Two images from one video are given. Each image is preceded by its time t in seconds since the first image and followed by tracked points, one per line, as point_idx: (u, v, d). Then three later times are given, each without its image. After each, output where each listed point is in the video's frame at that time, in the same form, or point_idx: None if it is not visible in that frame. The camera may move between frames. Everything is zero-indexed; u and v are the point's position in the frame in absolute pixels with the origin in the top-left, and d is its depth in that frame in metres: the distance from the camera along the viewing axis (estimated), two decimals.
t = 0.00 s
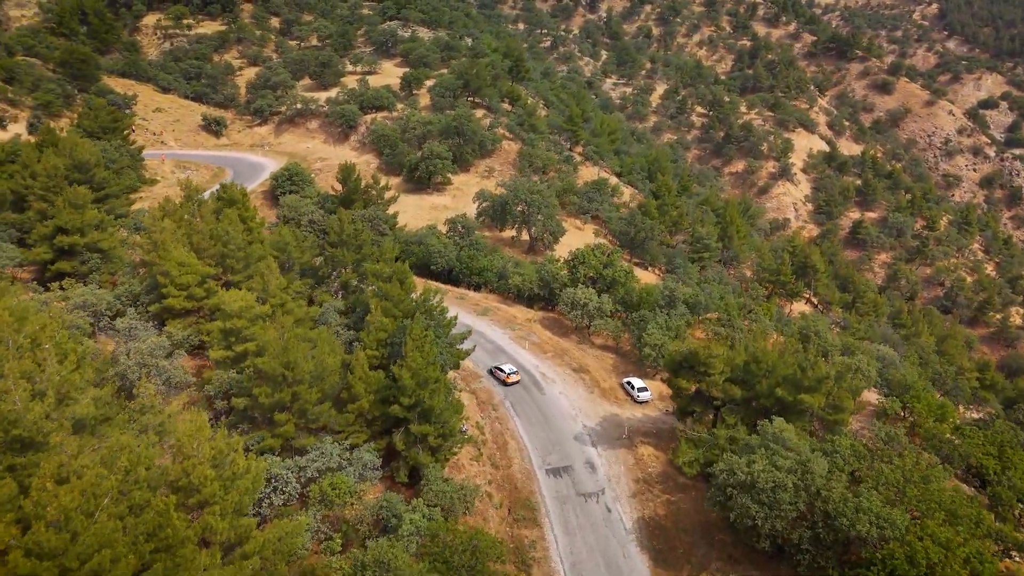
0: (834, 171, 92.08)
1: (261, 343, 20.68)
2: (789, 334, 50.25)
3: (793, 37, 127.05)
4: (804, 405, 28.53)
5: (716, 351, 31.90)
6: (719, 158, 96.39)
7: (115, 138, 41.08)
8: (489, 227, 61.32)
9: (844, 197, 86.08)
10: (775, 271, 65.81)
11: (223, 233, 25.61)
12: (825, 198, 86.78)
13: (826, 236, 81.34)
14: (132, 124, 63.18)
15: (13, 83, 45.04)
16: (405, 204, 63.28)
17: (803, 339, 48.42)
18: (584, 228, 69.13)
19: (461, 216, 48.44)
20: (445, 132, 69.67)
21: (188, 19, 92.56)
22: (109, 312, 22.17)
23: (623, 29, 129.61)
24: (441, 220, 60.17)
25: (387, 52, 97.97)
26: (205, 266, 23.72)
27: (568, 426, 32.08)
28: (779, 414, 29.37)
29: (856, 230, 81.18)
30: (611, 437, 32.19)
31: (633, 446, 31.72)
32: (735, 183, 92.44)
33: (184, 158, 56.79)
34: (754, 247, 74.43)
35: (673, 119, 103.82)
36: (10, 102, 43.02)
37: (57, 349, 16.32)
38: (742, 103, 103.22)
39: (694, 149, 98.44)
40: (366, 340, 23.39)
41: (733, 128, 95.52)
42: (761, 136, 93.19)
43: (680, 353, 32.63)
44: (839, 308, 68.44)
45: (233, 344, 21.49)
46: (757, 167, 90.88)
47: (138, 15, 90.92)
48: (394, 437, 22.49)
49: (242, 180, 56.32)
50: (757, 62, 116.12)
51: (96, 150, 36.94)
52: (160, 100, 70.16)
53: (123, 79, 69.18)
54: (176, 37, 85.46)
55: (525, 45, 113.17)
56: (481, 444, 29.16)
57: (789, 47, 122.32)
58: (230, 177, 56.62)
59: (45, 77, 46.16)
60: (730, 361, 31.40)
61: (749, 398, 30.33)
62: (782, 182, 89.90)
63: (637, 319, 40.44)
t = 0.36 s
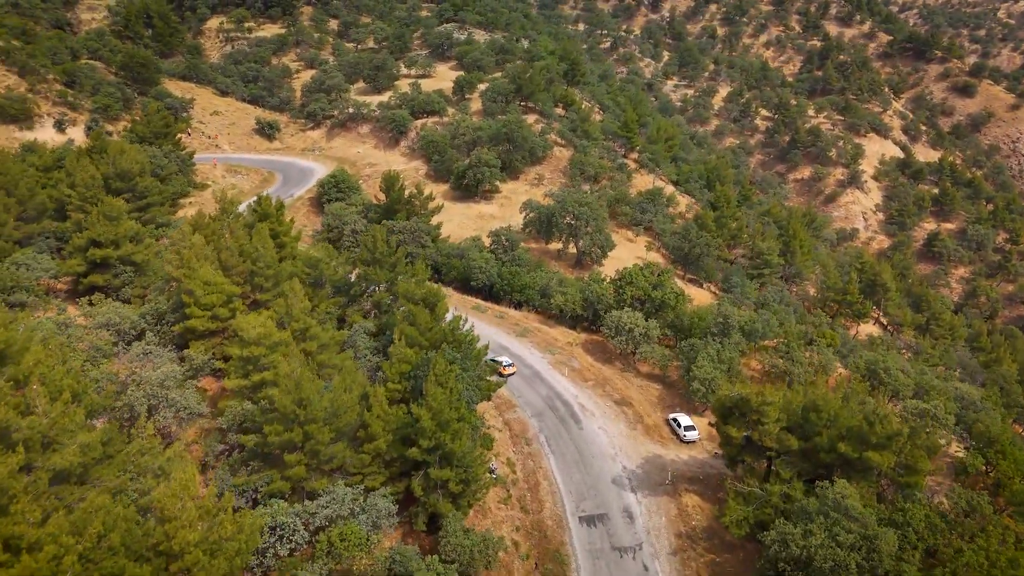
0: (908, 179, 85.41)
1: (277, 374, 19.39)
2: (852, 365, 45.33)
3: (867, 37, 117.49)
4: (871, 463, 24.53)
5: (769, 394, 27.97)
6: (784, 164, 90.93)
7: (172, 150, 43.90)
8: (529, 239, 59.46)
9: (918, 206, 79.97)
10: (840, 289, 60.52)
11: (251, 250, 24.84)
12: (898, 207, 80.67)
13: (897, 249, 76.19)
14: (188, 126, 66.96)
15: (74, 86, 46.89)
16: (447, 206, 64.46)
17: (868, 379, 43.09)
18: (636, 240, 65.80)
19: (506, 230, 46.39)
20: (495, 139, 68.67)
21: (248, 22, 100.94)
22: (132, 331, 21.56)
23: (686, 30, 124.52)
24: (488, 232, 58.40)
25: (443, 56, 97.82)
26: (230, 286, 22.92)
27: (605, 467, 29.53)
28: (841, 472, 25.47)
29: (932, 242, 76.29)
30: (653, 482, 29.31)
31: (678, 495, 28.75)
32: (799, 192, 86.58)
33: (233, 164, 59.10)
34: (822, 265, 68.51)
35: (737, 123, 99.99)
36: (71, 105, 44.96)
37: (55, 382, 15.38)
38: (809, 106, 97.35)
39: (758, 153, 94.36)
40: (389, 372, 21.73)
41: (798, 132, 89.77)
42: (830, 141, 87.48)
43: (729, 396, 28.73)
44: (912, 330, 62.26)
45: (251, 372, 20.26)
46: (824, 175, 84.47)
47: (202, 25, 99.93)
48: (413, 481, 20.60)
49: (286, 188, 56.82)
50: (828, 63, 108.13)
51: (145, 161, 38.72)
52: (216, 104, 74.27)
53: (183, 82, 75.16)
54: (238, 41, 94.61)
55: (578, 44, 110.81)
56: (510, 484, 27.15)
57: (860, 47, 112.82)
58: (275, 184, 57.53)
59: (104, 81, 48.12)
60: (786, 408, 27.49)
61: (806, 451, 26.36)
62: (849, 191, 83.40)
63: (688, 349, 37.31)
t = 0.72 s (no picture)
0: (984, 189, 79.33)
1: (281, 411, 18.05)
2: (922, 404, 40.37)
3: (940, 37, 108.82)
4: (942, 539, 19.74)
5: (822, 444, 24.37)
6: (847, 171, 85.63)
7: (215, 156, 45.73)
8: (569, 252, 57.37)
9: (994, 217, 74.10)
10: (904, 312, 55.19)
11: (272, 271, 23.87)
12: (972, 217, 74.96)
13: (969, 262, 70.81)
14: (237, 130, 68.71)
15: (126, 91, 48.64)
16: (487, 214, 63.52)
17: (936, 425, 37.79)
18: (685, 255, 62.35)
19: (544, 244, 44.77)
20: (540, 146, 66.87)
21: (301, 25, 104.24)
22: (147, 352, 20.77)
23: (746, 30, 118.90)
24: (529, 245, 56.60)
25: (493, 58, 96.50)
26: (249, 309, 21.98)
27: (637, 516, 26.69)
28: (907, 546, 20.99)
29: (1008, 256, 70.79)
30: (691, 536, 26.07)
31: (718, 553, 25.37)
32: (865, 200, 81.81)
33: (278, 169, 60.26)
34: (886, 284, 62.91)
35: (798, 127, 94.45)
36: (122, 109, 46.84)
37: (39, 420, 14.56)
38: (876, 109, 91.18)
39: (818, 158, 88.82)
40: (403, 410, 20.07)
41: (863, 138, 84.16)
42: (898, 147, 81.79)
43: (774, 450, 24.93)
44: (984, 355, 57.00)
45: (258, 406, 19.02)
46: (889, 183, 80.44)
47: (257, 29, 103.92)
48: (423, 535, 18.74)
49: (327, 196, 56.50)
50: (897, 65, 99.97)
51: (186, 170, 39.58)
52: (266, 107, 77.28)
53: (234, 88, 78.52)
54: (290, 44, 97.79)
55: (629, 42, 107.83)
56: (532, 534, 25.01)
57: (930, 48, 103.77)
58: (316, 191, 57.69)
59: (155, 85, 49.64)
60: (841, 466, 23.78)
61: (865, 516, 22.28)
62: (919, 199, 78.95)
63: (736, 383, 33.99)
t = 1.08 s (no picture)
0: None
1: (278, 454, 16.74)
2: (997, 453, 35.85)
3: (1018, 37, 99.86)
4: None
5: (879, 511, 20.99)
6: (912, 179, 80.80)
7: (253, 163, 46.83)
8: (608, 268, 55.05)
9: None
10: (973, 337, 49.93)
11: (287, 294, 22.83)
12: None
13: None
14: (280, 135, 68.88)
15: (171, 94, 52.35)
16: (525, 224, 62.06)
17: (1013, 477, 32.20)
18: (733, 272, 58.89)
19: (581, 263, 42.67)
20: (583, 154, 64.78)
21: (350, 28, 105.74)
22: (155, 377, 19.97)
23: (806, 31, 112.76)
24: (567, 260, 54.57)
25: (540, 61, 94.79)
26: (260, 335, 20.94)
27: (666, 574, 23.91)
28: None
29: None
30: None
31: None
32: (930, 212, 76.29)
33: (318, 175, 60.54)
34: (955, 307, 57.21)
35: (858, 132, 88.97)
36: (165, 114, 48.45)
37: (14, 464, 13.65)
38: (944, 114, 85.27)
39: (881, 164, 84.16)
40: (409, 455, 18.39)
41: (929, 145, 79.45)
42: (968, 155, 75.77)
43: (824, 519, 21.86)
44: None
45: (259, 446, 17.76)
46: (957, 192, 74.33)
47: (306, 32, 106.36)
48: None
49: (365, 203, 55.97)
50: (967, 67, 92.26)
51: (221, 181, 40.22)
52: (310, 112, 78.55)
53: (281, 90, 80.85)
54: (339, 47, 99.46)
55: (679, 42, 104.23)
56: None
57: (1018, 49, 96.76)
58: (354, 198, 57.43)
59: (199, 90, 53.16)
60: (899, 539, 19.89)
61: None
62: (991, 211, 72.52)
63: (783, 426, 30.67)
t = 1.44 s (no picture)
0: None
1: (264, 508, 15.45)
2: None
3: None
4: None
5: None
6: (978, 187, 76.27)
7: (287, 169, 47.03)
8: (646, 285, 52.37)
9: None
10: None
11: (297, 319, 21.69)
12: None
13: None
14: (319, 141, 69.11)
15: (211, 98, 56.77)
16: (562, 235, 60.06)
17: None
18: (782, 291, 54.88)
19: (615, 282, 40.41)
20: (625, 164, 62.42)
21: (394, 31, 106.31)
22: (156, 405, 19.12)
23: (866, 31, 106.33)
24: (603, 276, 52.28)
25: (585, 64, 92.45)
26: (265, 364, 19.81)
27: None
28: None
29: None
30: None
31: None
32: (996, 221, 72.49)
33: (354, 181, 60.42)
34: None
35: (922, 137, 83.99)
36: (204, 119, 49.92)
37: None
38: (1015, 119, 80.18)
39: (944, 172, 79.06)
40: (407, 509, 16.75)
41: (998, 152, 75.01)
42: None
43: None
44: None
45: (253, 493, 16.62)
46: None
47: (352, 35, 107.71)
48: None
49: (399, 211, 55.28)
50: None
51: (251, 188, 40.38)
52: (352, 116, 79.15)
53: (324, 93, 82.74)
54: (383, 50, 100.28)
55: (730, 44, 99.93)
56: None
57: None
58: (389, 205, 56.88)
59: (237, 94, 58.01)
60: None
61: None
62: None
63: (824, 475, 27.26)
